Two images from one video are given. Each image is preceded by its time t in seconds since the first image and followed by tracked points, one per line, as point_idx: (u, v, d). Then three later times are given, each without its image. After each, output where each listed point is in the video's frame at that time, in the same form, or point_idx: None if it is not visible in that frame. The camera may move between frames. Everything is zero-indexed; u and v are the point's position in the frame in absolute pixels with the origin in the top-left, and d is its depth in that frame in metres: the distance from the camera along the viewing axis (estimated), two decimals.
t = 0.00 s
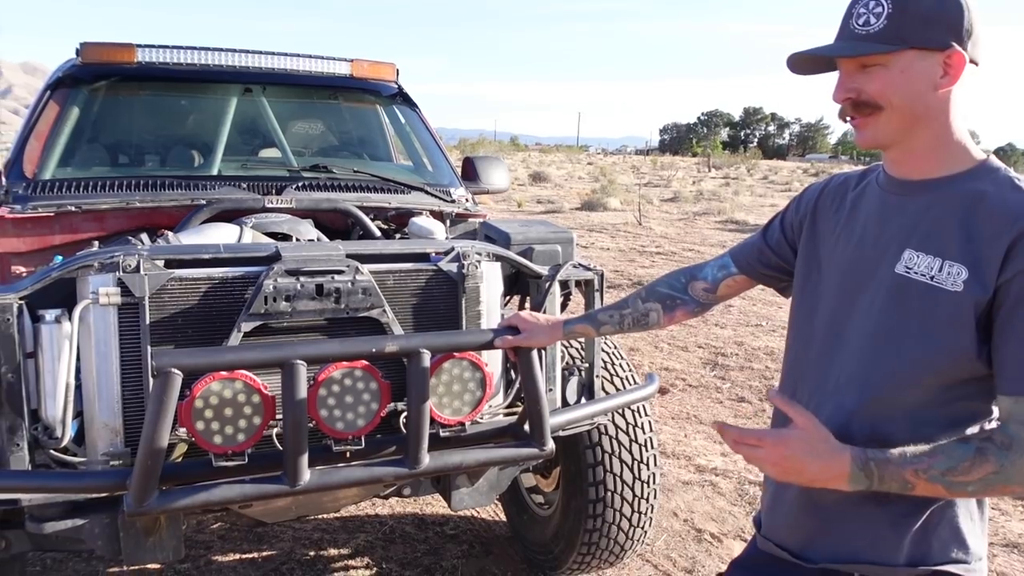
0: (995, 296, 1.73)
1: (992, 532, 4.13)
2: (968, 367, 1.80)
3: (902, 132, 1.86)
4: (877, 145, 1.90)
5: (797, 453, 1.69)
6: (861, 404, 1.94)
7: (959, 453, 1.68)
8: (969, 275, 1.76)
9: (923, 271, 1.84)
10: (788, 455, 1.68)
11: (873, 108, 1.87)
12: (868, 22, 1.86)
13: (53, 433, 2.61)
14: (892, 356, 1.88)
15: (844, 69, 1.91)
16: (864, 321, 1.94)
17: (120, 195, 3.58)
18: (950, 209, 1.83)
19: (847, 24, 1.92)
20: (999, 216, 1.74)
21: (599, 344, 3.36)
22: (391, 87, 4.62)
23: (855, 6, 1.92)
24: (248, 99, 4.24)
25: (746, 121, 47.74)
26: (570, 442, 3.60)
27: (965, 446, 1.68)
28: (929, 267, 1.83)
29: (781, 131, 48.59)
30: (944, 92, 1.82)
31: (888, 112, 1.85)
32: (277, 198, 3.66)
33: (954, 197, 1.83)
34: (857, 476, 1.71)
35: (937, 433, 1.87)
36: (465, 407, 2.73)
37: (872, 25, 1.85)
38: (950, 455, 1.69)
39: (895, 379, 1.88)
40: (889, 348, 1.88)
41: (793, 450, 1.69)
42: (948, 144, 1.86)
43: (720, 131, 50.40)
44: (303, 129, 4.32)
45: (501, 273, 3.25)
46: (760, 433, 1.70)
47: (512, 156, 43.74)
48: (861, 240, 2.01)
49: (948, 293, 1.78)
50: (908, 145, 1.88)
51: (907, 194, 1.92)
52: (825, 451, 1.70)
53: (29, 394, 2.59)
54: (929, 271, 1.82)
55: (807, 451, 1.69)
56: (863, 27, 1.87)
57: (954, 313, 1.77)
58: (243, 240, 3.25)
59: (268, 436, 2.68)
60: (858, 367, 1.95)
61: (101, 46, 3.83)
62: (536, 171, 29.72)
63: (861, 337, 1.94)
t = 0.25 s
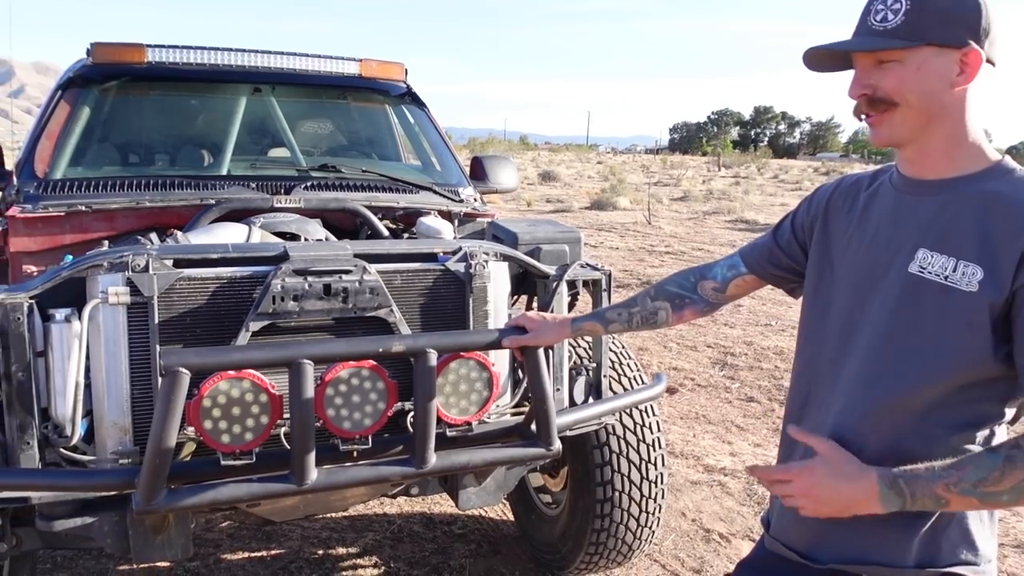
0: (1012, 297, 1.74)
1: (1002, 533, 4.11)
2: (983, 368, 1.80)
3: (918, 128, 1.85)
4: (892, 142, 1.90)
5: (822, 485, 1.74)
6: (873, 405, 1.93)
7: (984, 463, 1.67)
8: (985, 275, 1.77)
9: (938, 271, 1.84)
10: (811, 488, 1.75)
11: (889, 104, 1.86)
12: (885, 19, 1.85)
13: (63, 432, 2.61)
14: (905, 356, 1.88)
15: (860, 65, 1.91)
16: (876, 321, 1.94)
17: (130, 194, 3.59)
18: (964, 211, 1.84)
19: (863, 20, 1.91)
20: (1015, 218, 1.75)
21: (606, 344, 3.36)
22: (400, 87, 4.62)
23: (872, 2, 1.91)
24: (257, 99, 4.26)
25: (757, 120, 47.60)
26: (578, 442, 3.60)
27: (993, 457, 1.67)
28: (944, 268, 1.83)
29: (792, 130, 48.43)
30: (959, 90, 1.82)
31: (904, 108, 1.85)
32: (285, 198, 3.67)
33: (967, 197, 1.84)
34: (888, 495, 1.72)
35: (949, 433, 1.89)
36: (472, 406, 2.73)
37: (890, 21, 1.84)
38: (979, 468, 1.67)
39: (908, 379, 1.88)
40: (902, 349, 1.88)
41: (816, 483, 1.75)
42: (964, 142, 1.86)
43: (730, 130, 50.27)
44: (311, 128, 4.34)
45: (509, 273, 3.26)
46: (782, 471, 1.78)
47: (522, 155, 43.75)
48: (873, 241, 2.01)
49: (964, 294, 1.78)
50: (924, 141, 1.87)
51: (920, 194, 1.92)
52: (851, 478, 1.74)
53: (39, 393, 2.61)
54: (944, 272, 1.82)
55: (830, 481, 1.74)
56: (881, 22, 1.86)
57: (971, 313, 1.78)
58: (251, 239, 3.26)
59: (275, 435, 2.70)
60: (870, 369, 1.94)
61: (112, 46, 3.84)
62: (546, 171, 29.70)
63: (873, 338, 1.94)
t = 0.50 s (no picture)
0: None
1: (1009, 536, 4.10)
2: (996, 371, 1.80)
3: (936, 119, 1.86)
4: (908, 137, 1.89)
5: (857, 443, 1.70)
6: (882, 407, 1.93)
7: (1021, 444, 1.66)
8: (999, 276, 1.77)
9: (949, 273, 1.84)
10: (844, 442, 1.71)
11: (908, 96, 1.86)
12: (900, 11, 1.84)
13: (69, 433, 2.63)
14: (915, 357, 1.87)
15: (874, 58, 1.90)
16: (886, 322, 1.94)
17: (136, 197, 3.61)
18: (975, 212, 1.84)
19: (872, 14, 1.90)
20: None
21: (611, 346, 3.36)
22: (405, 89, 4.64)
23: None
24: (262, 101, 4.27)
25: (762, 122, 47.55)
26: (582, 443, 3.60)
27: None
28: (956, 269, 1.83)
29: (798, 132, 48.37)
30: (971, 84, 1.85)
31: (924, 100, 1.85)
32: (290, 200, 3.68)
33: (977, 199, 1.85)
34: (925, 454, 1.69)
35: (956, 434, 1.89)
36: (476, 408, 2.73)
37: (907, 13, 1.83)
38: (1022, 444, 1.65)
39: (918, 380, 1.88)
40: (913, 350, 1.88)
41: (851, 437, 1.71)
42: (975, 138, 1.88)
43: (735, 132, 50.22)
44: (317, 131, 4.35)
45: (513, 274, 3.26)
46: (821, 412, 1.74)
47: (527, 157, 43.77)
48: (881, 242, 2.00)
49: (977, 296, 1.79)
50: (939, 135, 1.88)
51: (930, 194, 1.93)
52: (892, 437, 1.69)
53: (45, 394, 2.62)
54: (956, 273, 1.83)
55: (868, 439, 1.69)
56: (896, 15, 1.85)
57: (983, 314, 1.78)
58: (256, 241, 3.27)
59: (280, 437, 2.71)
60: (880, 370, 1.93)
61: (118, 49, 3.86)
62: (551, 173, 29.71)
63: (883, 339, 1.94)
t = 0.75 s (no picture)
0: None
1: (1014, 539, 4.08)
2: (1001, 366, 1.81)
3: (938, 122, 1.85)
4: (911, 139, 1.88)
5: (898, 305, 1.62)
6: (888, 404, 1.93)
7: None
8: (1004, 272, 1.79)
9: (954, 270, 1.85)
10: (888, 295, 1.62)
11: (912, 97, 1.85)
12: (907, 13, 1.84)
13: (73, 435, 2.63)
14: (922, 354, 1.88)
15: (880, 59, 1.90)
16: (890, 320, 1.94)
17: (140, 200, 3.62)
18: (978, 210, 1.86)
19: (877, 15, 1.90)
20: None
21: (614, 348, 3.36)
22: (408, 92, 4.64)
23: None
24: (266, 104, 4.28)
25: (765, 124, 47.53)
26: (586, 446, 3.60)
27: None
28: (960, 266, 1.84)
29: (801, 134, 48.34)
30: (976, 87, 1.85)
31: (927, 102, 1.84)
32: (294, 202, 3.68)
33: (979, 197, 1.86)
34: (956, 348, 1.63)
35: (961, 433, 1.90)
36: (479, 410, 2.73)
37: (913, 16, 1.83)
38: None
39: (923, 378, 1.88)
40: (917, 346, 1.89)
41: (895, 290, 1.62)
42: (978, 141, 1.88)
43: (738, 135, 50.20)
44: (320, 134, 4.36)
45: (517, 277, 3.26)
46: (876, 259, 1.63)
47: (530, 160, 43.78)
48: (883, 241, 2.01)
49: (981, 292, 1.81)
50: (940, 137, 1.87)
51: (930, 194, 1.93)
52: (932, 315, 1.62)
53: (49, 397, 2.62)
54: (960, 270, 1.84)
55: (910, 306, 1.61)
56: (903, 15, 1.85)
57: (990, 310, 1.80)
58: (260, 244, 3.28)
59: (283, 439, 2.71)
60: (885, 367, 1.94)
61: (122, 52, 3.86)
62: (554, 175, 29.70)
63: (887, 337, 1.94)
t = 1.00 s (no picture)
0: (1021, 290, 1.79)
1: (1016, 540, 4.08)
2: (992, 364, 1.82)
3: (937, 118, 1.85)
4: (911, 133, 1.87)
5: (925, 279, 1.60)
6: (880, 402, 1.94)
7: None
8: (994, 270, 1.80)
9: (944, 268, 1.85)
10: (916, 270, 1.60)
11: (915, 91, 1.84)
12: (921, 6, 1.83)
13: (75, 438, 2.63)
14: (914, 352, 1.88)
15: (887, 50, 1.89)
16: (882, 318, 1.95)
17: (142, 202, 3.62)
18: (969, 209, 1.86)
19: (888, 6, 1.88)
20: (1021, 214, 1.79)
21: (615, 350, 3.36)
22: (409, 94, 4.65)
23: None
24: (267, 106, 4.28)
25: (766, 125, 47.52)
26: (587, 448, 3.60)
27: None
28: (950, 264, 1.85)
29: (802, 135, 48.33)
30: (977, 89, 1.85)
31: (930, 96, 1.84)
32: (295, 204, 3.68)
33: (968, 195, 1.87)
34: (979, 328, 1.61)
35: (954, 433, 1.90)
36: (481, 412, 2.73)
37: (928, 9, 1.82)
38: None
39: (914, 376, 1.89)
40: (909, 344, 1.89)
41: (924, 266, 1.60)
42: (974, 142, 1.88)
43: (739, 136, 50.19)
44: (322, 135, 4.36)
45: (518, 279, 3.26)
46: (909, 232, 1.61)
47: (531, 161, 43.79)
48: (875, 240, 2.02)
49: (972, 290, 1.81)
50: (937, 134, 1.87)
51: (921, 192, 1.93)
52: (956, 293, 1.60)
53: (51, 399, 2.62)
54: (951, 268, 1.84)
55: (939, 283, 1.59)
56: (917, 8, 1.83)
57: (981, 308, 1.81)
58: (262, 246, 3.28)
59: (284, 441, 2.71)
60: (876, 365, 1.94)
61: (123, 54, 3.87)
62: (555, 177, 29.71)
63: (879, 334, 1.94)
